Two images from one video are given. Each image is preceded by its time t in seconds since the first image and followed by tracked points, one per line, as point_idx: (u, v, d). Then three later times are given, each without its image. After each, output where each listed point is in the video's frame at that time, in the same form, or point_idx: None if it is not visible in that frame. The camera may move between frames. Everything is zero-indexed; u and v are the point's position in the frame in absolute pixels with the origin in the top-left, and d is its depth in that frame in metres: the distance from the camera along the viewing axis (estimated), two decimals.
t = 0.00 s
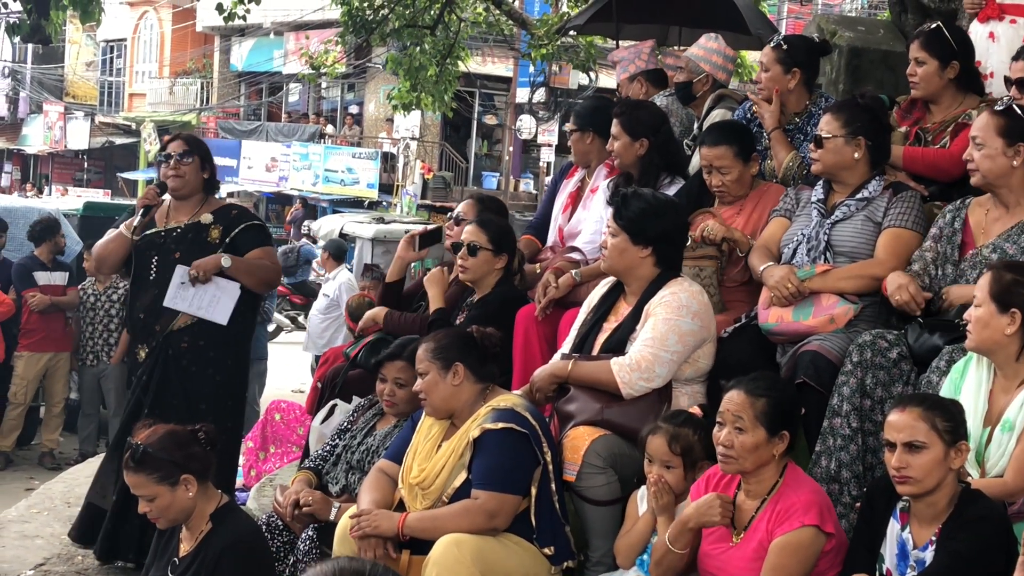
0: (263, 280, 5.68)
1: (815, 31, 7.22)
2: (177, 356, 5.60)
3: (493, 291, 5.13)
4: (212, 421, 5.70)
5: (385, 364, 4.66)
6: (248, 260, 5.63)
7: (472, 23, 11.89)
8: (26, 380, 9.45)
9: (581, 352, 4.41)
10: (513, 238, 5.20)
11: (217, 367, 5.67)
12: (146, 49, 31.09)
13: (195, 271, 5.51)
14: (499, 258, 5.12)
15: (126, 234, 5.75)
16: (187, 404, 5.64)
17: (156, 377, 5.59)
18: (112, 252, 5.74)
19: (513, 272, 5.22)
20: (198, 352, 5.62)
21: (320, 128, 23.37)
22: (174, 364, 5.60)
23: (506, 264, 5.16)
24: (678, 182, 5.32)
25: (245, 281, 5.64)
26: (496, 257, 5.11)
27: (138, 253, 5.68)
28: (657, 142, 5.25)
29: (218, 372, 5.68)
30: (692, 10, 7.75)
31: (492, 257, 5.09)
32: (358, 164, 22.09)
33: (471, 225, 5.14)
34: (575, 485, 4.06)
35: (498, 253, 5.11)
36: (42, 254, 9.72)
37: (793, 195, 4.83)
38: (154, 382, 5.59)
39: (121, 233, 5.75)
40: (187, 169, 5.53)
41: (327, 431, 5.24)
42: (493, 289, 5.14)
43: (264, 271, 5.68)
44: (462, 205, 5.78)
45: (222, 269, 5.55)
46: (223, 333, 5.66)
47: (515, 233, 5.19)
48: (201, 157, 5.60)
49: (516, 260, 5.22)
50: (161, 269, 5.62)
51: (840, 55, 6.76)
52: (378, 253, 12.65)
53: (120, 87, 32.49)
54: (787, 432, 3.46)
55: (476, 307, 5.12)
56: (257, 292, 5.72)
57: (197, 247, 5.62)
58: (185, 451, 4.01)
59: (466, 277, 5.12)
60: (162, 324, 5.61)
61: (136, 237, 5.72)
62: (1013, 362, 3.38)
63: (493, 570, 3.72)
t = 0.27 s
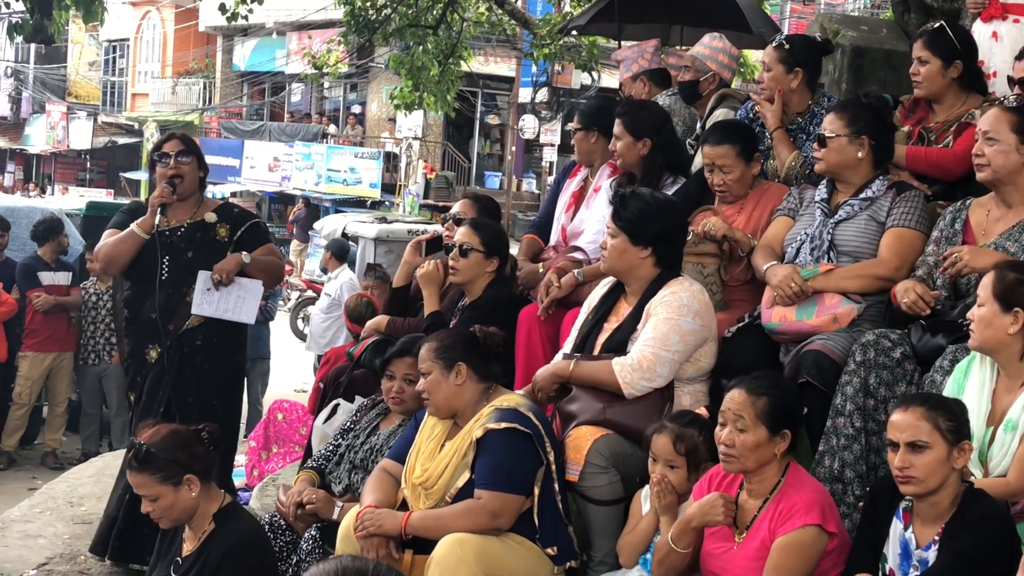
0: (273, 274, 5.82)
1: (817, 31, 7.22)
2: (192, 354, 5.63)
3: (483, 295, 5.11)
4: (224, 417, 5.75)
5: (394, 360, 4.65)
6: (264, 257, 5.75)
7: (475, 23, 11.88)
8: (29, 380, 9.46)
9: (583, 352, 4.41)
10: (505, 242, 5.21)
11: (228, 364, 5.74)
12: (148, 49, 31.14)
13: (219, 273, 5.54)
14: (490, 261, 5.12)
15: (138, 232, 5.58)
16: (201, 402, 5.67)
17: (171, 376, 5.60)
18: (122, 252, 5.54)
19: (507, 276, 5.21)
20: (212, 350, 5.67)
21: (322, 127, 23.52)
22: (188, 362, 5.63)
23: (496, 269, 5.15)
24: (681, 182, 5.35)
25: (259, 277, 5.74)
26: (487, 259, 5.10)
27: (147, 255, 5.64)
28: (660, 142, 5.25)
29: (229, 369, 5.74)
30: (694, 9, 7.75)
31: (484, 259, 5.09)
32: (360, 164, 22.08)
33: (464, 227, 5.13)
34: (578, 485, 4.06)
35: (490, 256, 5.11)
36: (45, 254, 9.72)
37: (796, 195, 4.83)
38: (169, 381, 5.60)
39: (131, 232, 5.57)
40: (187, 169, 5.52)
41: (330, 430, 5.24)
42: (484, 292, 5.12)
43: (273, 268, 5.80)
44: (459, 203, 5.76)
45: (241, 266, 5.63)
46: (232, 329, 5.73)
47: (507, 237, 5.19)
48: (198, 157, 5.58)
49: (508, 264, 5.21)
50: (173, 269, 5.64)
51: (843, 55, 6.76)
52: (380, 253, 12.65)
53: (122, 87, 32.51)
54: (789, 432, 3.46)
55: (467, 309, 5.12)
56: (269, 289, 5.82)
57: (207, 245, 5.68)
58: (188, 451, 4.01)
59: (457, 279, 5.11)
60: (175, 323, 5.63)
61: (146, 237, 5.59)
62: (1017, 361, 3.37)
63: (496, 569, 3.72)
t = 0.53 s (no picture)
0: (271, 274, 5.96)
1: (821, 29, 7.21)
2: (200, 352, 5.66)
3: (478, 296, 5.06)
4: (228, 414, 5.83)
5: (398, 358, 4.66)
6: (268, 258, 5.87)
7: (477, 21, 11.87)
8: (31, 379, 9.47)
9: (585, 351, 4.40)
10: (498, 242, 5.14)
11: (232, 360, 5.81)
12: (151, 48, 31.19)
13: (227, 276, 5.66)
14: (483, 261, 5.04)
15: (149, 233, 5.47)
16: (208, 399, 5.72)
17: (180, 376, 5.61)
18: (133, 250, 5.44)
19: (500, 276, 5.16)
20: (217, 347, 5.73)
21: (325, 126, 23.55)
22: (196, 360, 5.66)
23: (490, 268, 5.08)
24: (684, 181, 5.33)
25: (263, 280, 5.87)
26: (480, 259, 5.03)
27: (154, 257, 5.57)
28: (663, 141, 5.24)
29: (232, 365, 5.81)
30: (697, 8, 7.74)
31: (476, 260, 5.02)
32: (363, 163, 22.06)
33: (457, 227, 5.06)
34: (580, 484, 4.05)
35: (483, 256, 5.04)
36: (48, 253, 9.72)
37: (799, 193, 4.82)
38: (179, 381, 5.60)
39: (142, 232, 5.45)
40: (189, 168, 5.51)
41: (333, 429, 5.23)
42: (478, 293, 5.06)
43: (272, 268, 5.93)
44: (453, 203, 5.76)
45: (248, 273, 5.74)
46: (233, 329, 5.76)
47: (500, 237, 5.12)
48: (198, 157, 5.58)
49: (501, 264, 5.15)
50: (182, 268, 5.62)
51: (846, 53, 6.75)
52: (383, 252, 12.65)
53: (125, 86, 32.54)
54: (791, 430, 3.45)
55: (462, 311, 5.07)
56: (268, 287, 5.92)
57: (212, 244, 5.72)
58: (190, 450, 4.01)
59: (450, 279, 5.05)
60: (185, 322, 5.61)
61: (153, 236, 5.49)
62: (1021, 360, 3.36)
63: (498, 568, 3.72)
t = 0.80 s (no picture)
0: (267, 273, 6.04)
1: (823, 27, 7.20)
2: (203, 350, 5.68)
3: (485, 294, 5.09)
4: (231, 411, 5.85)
5: (401, 356, 4.65)
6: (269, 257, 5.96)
7: (480, 20, 11.87)
8: (34, 379, 9.48)
9: (588, 350, 4.40)
10: (504, 240, 5.17)
11: (234, 357, 5.83)
12: (153, 47, 31.22)
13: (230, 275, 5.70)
14: (491, 259, 5.08)
15: (157, 231, 5.48)
16: (212, 396, 5.74)
17: (185, 374, 5.61)
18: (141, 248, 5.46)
19: (507, 273, 5.19)
20: (219, 345, 5.74)
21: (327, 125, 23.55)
22: (200, 358, 5.67)
23: (498, 266, 5.12)
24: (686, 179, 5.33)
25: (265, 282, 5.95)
26: (487, 258, 5.07)
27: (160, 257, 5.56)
28: (665, 139, 5.24)
29: (234, 362, 5.83)
30: (699, 6, 7.74)
31: (484, 258, 5.06)
32: (365, 162, 22.06)
33: (464, 226, 5.10)
34: (583, 483, 4.05)
35: (491, 254, 5.07)
36: (51, 253, 9.73)
37: (802, 191, 4.81)
38: (185, 379, 5.60)
39: (151, 230, 5.46)
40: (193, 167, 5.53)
41: (336, 428, 5.22)
42: (485, 291, 5.09)
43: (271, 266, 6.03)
44: (450, 203, 5.75)
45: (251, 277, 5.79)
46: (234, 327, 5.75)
47: (507, 234, 5.16)
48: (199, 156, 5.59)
49: (508, 261, 5.18)
50: (188, 267, 5.62)
51: (848, 51, 6.74)
52: (386, 250, 12.66)
53: (128, 85, 32.58)
54: (794, 428, 3.44)
55: (470, 308, 5.09)
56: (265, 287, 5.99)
57: (215, 243, 5.73)
58: (192, 449, 4.01)
59: (458, 278, 5.08)
60: (190, 320, 5.62)
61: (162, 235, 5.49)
62: None
63: (500, 566, 3.72)
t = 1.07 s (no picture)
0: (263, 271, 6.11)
1: (822, 25, 7.20)
2: (204, 347, 5.68)
3: (493, 291, 5.10)
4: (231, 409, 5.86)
5: (399, 353, 4.66)
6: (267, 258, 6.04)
7: (480, 18, 11.86)
8: (34, 377, 9.48)
9: (588, 348, 4.40)
10: (514, 236, 5.17)
11: (234, 355, 5.84)
12: (153, 46, 31.23)
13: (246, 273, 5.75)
14: (500, 255, 5.09)
15: (157, 227, 5.48)
16: (212, 394, 5.75)
17: (186, 371, 5.61)
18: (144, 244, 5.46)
19: (516, 270, 5.21)
20: (219, 342, 5.75)
21: (327, 124, 23.40)
22: (200, 355, 5.67)
23: (507, 262, 5.13)
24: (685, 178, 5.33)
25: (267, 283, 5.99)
26: (497, 254, 5.08)
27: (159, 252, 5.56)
28: (665, 138, 5.23)
29: (234, 360, 5.84)
30: (699, 4, 7.74)
31: (493, 255, 5.07)
32: (366, 161, 22.03)
33: (473, 222, 5.11)
34: (583, 481, 4.05)
35: (500, 250, 5.08)
36: (52, 251, 9.73)
37: (802, 189, 4.81)
38: (186, 375, 5.61)
39: (152, 226, 5.46)
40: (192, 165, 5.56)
41: (336, 427, 5.21)
42: (494, 288, 5.11)
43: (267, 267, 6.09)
44: (449, 202, 5.72)
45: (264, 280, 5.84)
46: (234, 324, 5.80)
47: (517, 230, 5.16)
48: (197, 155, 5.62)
49: (517, 257, 5.20)
50: (188, 263, 5.63)
51: (848, 49, 6.73)
52: (386, 249, 12.66)
53: (128, 84, 32.62)
54: (794, 426, 3.44)
55: (476, 305, 5.10)
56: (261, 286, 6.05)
57: (216, 240, 5.75)
58: (192, 448, 4.01)
59: (467, 275, 5.09)
60: (197, 316, 5.63)
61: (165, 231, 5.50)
62: None
63: (501, 565, 3.72)
